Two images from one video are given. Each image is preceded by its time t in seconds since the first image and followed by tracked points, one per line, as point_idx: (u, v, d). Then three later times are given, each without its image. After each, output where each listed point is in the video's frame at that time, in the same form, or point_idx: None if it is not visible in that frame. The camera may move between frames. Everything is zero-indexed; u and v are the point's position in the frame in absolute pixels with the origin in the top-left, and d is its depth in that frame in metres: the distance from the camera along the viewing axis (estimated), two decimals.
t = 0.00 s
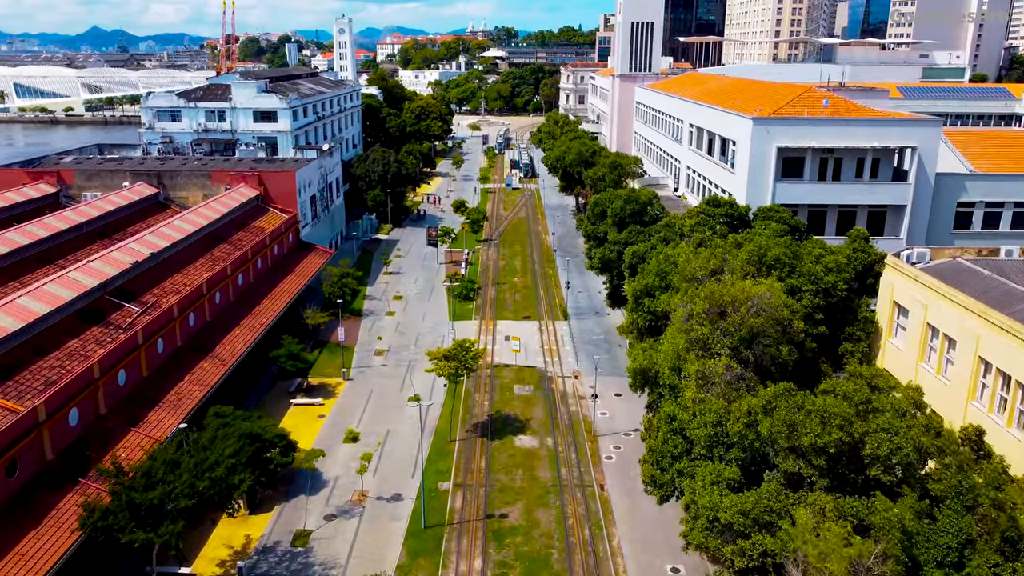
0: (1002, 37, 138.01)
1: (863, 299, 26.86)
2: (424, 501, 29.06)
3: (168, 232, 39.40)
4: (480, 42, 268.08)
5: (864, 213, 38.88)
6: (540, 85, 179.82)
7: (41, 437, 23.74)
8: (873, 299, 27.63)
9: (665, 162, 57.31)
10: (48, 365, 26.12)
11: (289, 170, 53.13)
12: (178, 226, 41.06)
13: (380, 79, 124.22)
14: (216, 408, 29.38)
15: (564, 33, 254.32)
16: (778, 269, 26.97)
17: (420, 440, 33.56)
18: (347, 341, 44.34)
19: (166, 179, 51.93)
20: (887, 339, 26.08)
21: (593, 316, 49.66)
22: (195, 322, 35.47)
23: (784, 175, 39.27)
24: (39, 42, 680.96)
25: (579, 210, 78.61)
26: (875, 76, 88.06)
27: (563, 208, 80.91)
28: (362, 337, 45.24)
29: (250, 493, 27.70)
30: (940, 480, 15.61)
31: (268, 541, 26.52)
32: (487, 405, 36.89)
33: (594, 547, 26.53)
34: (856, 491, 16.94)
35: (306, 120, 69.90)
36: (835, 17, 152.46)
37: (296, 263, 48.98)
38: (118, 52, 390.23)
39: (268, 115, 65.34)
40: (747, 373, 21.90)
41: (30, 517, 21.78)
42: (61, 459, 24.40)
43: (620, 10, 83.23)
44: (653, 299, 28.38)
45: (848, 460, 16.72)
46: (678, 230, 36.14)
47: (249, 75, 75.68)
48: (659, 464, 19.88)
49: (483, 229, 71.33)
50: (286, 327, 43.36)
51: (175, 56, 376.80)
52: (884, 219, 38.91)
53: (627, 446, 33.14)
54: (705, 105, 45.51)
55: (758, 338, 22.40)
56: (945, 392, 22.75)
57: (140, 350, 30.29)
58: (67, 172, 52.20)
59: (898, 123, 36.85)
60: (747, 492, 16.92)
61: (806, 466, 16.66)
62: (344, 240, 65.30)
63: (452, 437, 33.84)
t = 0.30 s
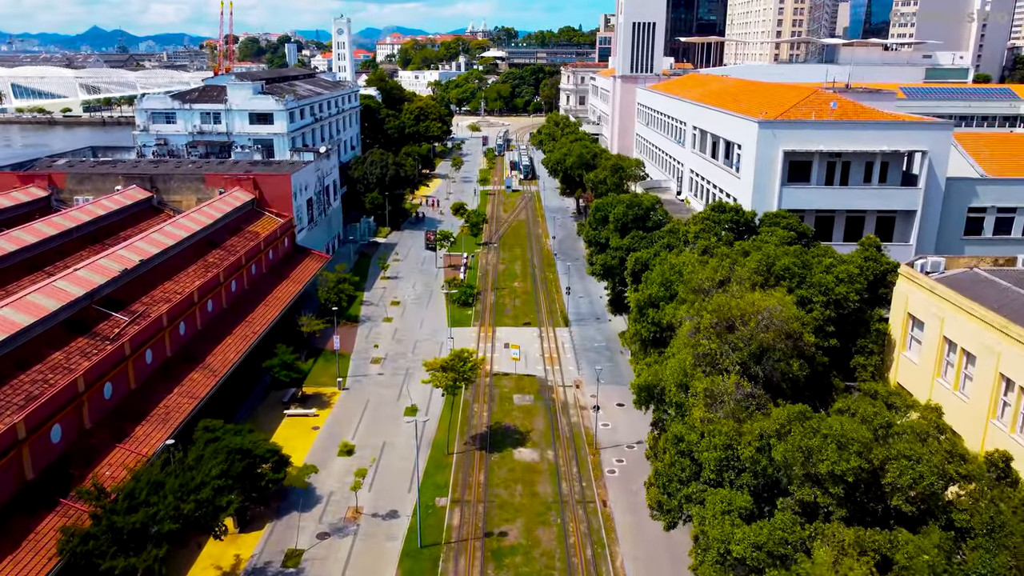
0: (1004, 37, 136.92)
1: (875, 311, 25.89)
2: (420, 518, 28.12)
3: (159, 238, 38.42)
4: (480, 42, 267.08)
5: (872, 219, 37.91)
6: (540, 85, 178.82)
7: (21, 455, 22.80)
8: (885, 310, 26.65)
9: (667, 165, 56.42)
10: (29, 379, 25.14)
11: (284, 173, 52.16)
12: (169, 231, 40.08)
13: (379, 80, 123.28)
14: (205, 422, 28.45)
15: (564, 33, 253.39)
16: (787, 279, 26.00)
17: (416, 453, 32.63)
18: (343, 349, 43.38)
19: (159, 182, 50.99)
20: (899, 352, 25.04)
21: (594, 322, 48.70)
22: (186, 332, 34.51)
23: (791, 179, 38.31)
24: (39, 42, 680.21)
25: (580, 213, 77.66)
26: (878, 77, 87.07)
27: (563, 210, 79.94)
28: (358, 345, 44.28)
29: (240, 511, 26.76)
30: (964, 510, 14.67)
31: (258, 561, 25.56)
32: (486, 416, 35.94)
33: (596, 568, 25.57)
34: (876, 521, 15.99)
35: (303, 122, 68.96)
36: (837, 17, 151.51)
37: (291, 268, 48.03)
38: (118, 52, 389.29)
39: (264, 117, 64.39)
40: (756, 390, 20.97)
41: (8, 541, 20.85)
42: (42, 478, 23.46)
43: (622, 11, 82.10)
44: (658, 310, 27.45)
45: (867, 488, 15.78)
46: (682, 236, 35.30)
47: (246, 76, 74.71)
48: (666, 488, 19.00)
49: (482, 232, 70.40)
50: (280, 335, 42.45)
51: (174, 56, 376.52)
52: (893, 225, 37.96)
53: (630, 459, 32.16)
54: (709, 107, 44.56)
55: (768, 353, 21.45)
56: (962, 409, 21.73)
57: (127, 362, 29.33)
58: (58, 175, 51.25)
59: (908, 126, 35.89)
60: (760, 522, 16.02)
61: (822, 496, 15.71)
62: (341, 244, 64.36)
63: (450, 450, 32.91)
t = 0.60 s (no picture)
0: (1008, 37, 135.84)
1: (889, 323, 24.91)
2: (416, 536, 27.16)
3: (149, 244, 37.43)
4: (480, 43, 266.17)
5: (881, 225, 36.94)
6: (540, 86, 177.87)
7: None
8: (899, 321, 25.66)
9: (670, 168, 55.47)
10: (10, 394, 24.18)
11: (279, 176, 51.18)
12: (161, 237, 39.12)
13: (378, 81, 122.33)
14: (194, 436, 27.49)
15: (564, 33, 252.56)
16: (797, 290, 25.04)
17: (413, 467, 31.69)
18: (339, 357, 42.42)
19: (152, 186, 50.03)
20: (914, 366, 24.03)
21: (596, 328, 47.74)
22: (176, 341, 33.56)
23: (798, 184, 37.36)
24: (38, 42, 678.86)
25: (581, 215, 76.68)
26: (882, 77, 86.19)
27: (564, 213, 79.02)
28: (355, 352, 43.31)
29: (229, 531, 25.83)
30: (995, 545, 13.69)
31: None
32: (485, 428, 34.97)
33: None
34: (897, 554, 15.02)
35: (300, 124, 68.03)
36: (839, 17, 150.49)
37: (286, 274, 47.05)
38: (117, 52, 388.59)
39: (261, 119, 63.45)
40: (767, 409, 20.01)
41: None
42: (21, 498, 22.55)
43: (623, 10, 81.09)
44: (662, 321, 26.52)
45: (889, 520, 14.83)
46: (686, 242, 34.41)
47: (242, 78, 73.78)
48: (674, 515, 18.11)
49: (481, 235, 69.50)
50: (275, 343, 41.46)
51: (173, 56, 375.31)
52: (902, 231, 36.99)
53: (634, 474, 31.20)
54: (713, 110, 43.60)
55: (779, 369, 20.51)
56: (983, 429, 20.68)
57: (112, 374, 28.37)
58: (49, 179, 50.33)
59: (919, 130, 34.94)
60: (775, 555, 15.08)
61: (842, 529, 14.73)
62: (338, 248, 63.39)
63: (447, 464, 31.97)
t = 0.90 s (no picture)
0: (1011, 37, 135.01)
1: (904, 335, 23.92)
2: (412, 555, 26.21)
3: (139, 250, 36.44)
4: (480, 43, 265.34)
5: (890, 231, 35.97)
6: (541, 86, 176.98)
7: None
8: (914, 334, 24.69)
9: (672, 171, 54.54)
10: None
11: (274, 179, 50.17)
12: (151, 242, 38.12)
13: (377, 81, 121.25)
14: (182, 451, 26.54)
15: (564, 33, 251.71)
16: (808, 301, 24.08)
17: (409, 482, 30.73)
18: (335, 365, 41.44)
19: (145, 189, 49.06)
20: (930, 380, 23.04)
21: (597, 335, 46.78)
22: (165, 350, 32.58)
23: (805, 188, 36.39)
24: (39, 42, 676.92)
25: (581, 218, 75.71)
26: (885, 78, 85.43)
27: (565, 215, 78.11)
28: (350, 360, 42.33)
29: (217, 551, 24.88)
30: None
31: None
32: (483, 440, 34.00)
33: None
34: None
35: (297, 126, 67.10)
36: (840, 17, 149.51)
37: (281, 279, 46.08)
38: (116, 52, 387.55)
39: (257, 121, 62.50)
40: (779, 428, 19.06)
41: None
42: None
43: (624, 10, 79.85)
44: (667, 333, 25.58)
45: (913, 556, 13.86)
46: (691, 249, 33.45)
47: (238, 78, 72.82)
48: (682, 545, 17.11)
49: (481, 238, 68.62)
50: (268, 351, 40.49)
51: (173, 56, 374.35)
52: (912, 237, 36.04)
53: (637, 488, 30.23)
54: (717, 112, 42.64)
55: (790, 386, 19.60)
56: (1004, 449, 19.60)
57: (98, 386, 27.39)
58: (39, 182, 49.37)
59: (929, 133, 34.00)
60: None
61: (863, 565, 13.76)
62: (335, 252, 62.42)
63: (444, 478, 31.01)
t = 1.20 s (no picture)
0: (1014, 37, 134.22)
1: (919, 348, 22.96)
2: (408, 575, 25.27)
3: (128, 256, 35.46)
4: (480, 43, 264.42)
5: (900, 236, 35.00)
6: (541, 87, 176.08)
7: None
8: (930, 346, 23.72)
9: (675, 174, 53.56)
10: None
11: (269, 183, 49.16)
12: (141, 248, 37.13)
13: (376, 82, 120.31)
14: (169, 467, 25.56)
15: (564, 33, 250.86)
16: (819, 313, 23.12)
17: (406, 497, 29.79)
18: (330, 373, 40.48)
19: (137, 193, 48.13)
20: (947, 395, 22.13)
21: (598, 341, 45.82)
22: (153, 360, 31.60)
23: (812, 193, 35.43)
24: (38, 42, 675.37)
25: (582, 220, 74.77)
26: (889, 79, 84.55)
27: (565, 217, 77.18)
28: (347, 368, 41.36)
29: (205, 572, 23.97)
30: None
31: None
32: (482, 452, 33.04)
33: None
34: None
35: (293, 127, 66.16)
36: (842, 17, 148.48)
37: (276, 285, 45.10)
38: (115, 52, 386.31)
39: (252, 123, 61.55)
40: (792, 450, 18.12)
41: None
42: None
43: (625, 10, 78.58)
44: (672, 345, 24.61)
45: None
46: (695, 255, 32.51)
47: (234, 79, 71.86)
48: None
49: (480, 241, 67.69)
50: (262, 359, 39.55)
51: (172, 56, 372.76)
52: (922, 242, 35.08)
53: (640, 503, 29.27)
54: (721, 114, 41.69)
55: (803, 404, 18.68)
56: None
57: (82, 400, 26.42)
58: (29, 186, 48.45)
59: (941, 137, 33.06)
60: None
61: None
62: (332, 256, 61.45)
63: (441, 493, 30.06)
